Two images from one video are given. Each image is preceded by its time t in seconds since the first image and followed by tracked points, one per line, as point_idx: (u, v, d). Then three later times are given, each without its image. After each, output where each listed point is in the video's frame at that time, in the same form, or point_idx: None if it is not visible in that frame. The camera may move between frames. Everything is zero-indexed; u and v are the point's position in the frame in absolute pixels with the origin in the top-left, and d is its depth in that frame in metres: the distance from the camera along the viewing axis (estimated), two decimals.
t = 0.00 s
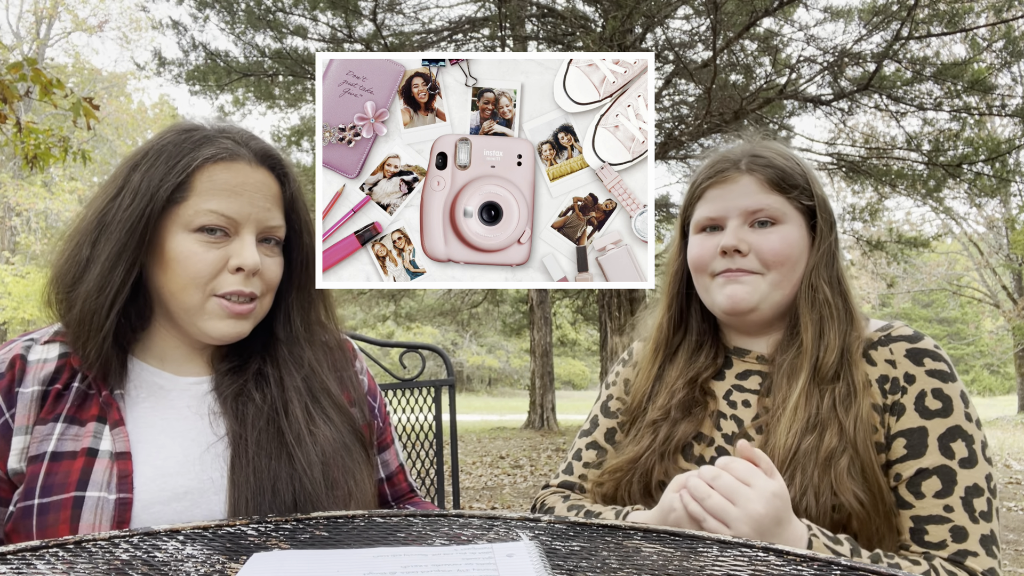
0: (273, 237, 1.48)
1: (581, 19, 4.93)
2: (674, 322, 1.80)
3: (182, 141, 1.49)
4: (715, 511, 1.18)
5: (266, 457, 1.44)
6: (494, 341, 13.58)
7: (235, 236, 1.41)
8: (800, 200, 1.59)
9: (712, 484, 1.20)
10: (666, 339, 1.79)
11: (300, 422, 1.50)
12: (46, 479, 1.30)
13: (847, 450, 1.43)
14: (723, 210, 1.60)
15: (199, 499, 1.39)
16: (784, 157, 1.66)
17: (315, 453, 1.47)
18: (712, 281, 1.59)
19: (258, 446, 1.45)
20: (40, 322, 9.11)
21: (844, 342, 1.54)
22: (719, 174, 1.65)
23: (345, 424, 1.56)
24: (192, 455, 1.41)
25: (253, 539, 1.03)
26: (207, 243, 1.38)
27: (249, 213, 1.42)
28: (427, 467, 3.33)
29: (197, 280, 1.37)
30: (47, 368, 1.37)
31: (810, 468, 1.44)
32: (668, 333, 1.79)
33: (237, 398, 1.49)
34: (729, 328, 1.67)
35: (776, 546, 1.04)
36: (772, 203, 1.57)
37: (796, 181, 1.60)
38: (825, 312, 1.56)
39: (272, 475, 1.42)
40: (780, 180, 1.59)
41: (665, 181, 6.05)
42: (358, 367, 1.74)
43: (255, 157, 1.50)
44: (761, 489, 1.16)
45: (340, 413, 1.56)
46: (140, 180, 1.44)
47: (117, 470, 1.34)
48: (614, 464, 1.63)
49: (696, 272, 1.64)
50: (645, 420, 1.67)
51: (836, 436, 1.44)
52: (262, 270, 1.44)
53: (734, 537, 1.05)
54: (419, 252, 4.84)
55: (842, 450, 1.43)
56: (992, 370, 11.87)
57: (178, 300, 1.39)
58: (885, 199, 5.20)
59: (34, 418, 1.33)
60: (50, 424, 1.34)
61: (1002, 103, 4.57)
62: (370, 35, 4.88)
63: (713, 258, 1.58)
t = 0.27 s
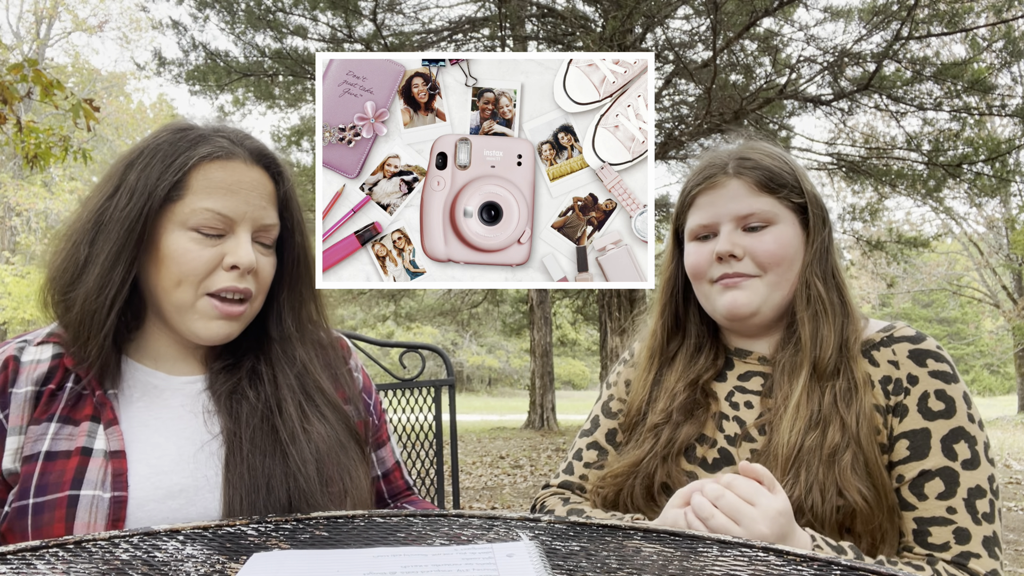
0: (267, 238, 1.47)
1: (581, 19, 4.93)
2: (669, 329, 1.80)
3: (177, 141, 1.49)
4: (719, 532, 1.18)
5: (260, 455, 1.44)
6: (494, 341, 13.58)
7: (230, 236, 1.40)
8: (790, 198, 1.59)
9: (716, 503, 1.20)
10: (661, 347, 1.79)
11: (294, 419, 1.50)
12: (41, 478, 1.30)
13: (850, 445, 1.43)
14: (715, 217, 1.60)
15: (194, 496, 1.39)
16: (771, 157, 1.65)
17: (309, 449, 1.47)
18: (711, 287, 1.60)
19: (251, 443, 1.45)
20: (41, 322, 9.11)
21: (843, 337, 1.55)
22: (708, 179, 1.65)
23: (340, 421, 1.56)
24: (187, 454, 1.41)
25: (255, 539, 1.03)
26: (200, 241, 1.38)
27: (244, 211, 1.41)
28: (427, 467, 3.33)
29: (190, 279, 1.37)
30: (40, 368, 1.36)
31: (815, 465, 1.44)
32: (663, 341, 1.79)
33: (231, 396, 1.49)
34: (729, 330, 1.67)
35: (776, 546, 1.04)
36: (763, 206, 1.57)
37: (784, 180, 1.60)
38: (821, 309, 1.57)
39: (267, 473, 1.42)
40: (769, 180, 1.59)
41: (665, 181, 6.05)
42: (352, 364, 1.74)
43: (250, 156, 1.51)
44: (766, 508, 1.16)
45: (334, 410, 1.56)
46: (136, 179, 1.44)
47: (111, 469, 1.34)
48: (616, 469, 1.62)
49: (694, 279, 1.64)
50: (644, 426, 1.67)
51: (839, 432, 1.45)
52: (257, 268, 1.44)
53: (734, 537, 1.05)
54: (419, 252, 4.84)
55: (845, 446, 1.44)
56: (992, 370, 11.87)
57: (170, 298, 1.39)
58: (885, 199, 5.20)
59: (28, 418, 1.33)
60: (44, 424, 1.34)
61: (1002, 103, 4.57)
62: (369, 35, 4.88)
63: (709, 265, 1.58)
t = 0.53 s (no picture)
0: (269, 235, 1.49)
1: (581, 19, 4.93)
2: (670, 327, 1.80)
3: (185, 139, 1.49)
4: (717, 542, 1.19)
5: (254, 451, 1.45)
6: (494, 341, 13.58)
7: (236, 231, 1.42)
8: (785, 198, 1.59)
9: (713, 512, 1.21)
10: (662, 345, 1.79)
11: (288, 417, 1.51)
12: (34, 480, 1.29)
13: (849, 450, 1.43)
14: (710, 216, 1.61)
15: (189, 496, 1.39)
16: (768, 156, 1.65)
17: (303, 447, 1.48)
18: (706, 287, 1.61)
19: (246, 440, 1.45)
20: (41, 322, 9.11)
21: (842, 339, 1.55)
22: (706, 177, 1.65)
23: (334, 418, 1.56)
24: (181, 454, 1.41)
25: (254, 539, 1.03)
26: (209, 235, 1.39)
27: (251, 209, 1.43)
28: (427, 467, 3.33)
29: (195, 274, 1.38)
30: (33, 370, 1.35)
31: (812, 469, 1.44)
32: (663, 339, 1.79)
33: (226, 393, 1.50)
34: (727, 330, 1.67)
35: (775, 546, 1.04)
36: (757, 206, 1.57)
37: (781, 180, 1.60)
38: (819, 311, 1.56)
39: (260, 470, 1.43)
40: (764, 179, 1.59)
41: (665, 181, 6.05)
42: (347, 362, 1.74)
43: (256, 155, 1.52)
44: (762, 518, 1.16)
45: (328, 407, 1.57)
46: (148, 175, 1.44)
47: (105, 469, 1.34)
48: (615, 468, 1.62)
49: (691, 277, 1.65)
50: (644, 424, 1.67)
51: (837, 436, 1.45)
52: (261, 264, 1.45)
53: (734, 537, 1.05)
54: (419, 251, 4.83)
55: (844, 450, 1.44)
56: (992, 369, 11.87)
57: (175, 294, 1.39)
58: (885, 199, 5.20)
59: (21, 420, 1.32)
60: (37, 426, 1.33)
61: (1002, 103, 4.57)
62: (369, 35, 4.88)
63: (703, 262, 1.60)
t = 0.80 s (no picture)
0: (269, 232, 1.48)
1: (581, 19, 4.94)
2: (677, 322, 1.80)
3: (183, 137, 1.50)
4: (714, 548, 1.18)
5: (255, 447, 1.45)
6: (494, 341, 13.57)
7: (236, 228, 1.41)
8: (773, 197, 1.58)
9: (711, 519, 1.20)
10: (668, 341, 1.78)
11: (289, 413, 1.51)
12: (33, 478, 1.29)
13: (847, 456, 1.43)
14: (698, 215, 1.62)
15: (189, 493, 1.38)
16: (762, 155, 1.65)
17: (304, 444, 1.48)
18: (694, 285, 1.62)
19: (246, 436, 1.45)
20: (41, 322, 9.11)
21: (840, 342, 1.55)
22: (699, 177, 1.66)
23: (335, 416, 1.57)
24: (180, 449, 1.41)
25: (254, 540, 1.03)
26: (208, 232, 1.39)
27: (250, 205, 1.43)
28: (427, 466, 3.33)
29: (194, 269, 1.37)
30: (33, 369, 1.35)
31: (808, 474, 1.44)
32: (670, 335, 1.79)
33: (226, 388, 1.50)
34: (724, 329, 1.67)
35: (776, 546, 1.04)
36: (744, 205, 1.57)
37: (768, 179, 1.59)
38: (807, 314, 1.56)
39: (260, 467, 1.43)
40: (752, 179, 1.59)
41: (665, 181, 6.05)
42: (347, 361, 1.75)
43: (255, 153, 1.52)
44: (761, 526, 1.16)
45: (329, 405, 1.57)
46: (145, 173, 1.44)
47: (104, 468, 1.33)
48: (616, 461, 1.63)
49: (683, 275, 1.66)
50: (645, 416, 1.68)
51: (835, 442, 1.45)
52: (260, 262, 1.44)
53: (734, 537, 1.05)
54: (419, 251, 4.83)
55: (841, 456, 1.44)
56: (992, 369, 11.86)
57: (173, 289, 1.39)
58: (886, 199, 5.20)
59: (20, 419, 1.32)
60: (36, 425, 1.33)
61: (1002, 103, 4.57)
62: (369, 35, 4.88)
63: (691, 262, 1.61)
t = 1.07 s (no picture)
0: (260, 204, 1.50)
1: (581, 19, 4.95)
2: (675, 322, 1.80)
3: (163, 131, 1.54)
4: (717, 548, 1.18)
5: (278, 454, 1.44)
6: (494, 341, 13.57)
7: (225, 199, 1.42)
8: (775, 197, 1.59)
9: (716, 517, 1.20)
10: (666, 340, 1.79)
11: (309, 418, 1.52)
12: (58, 476, 1.29)
13: (848, 455, 1.43)
14: (699, 214, 1.62)
15: (209, 498, 1.37)
16: (764, 156, 1.66)
17: (326, 449, 1.49)
18: (695, 284, 1.62)
19: (270, 443, 1.44)
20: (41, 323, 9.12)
21: (842, 342, 1.55)
22: (700, 176, 1.67)
23: (352, 420, 1.58)
24: (201, 451, 1.39)
25: (255, 539, 1.03)
26: (199, 208, 1.40)
27: (235, 175, 1.45)
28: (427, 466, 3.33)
29: (194, 246, 1.37)
30: (60, 364, 1.37)
31: (809, 472, 1.44)
32: (668, 333, 1.79)
33: (249, 396, 1.48)
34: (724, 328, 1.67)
35: (776, 545, 1.04)
36: (746, 204, 1.57)
37: (770, 179, 1.60)
38: (809, 312, 1.56)
39: (284, 473, 1.43)
40: (754, 179, 1.60)
41: (665, 181, 6.05)
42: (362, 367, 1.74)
43: (230, 130, 1.55)
44: (764, 527, 1.16)
45: (345, 408, 1.59)
46: (131, 167, 1.48)
47: (128, 468, 1.33)
48: (616, 460, 1.63)
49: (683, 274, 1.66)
50: (645, 414, 1.68)
51: (836, 440, 1.45)
52: (257, 233, 1.45)
53: (734, 537, 1.06)
54: (419, 252, 4.84)
55: (843, 454, 1.44)
56: (992, 369, 11.86)
57: (177, 273, 1.39)
58: (885, 199, 5.20)
59: (47, 415, 1.33)
60: (63, 421, 1.33)
61: (1002, 103, 4.56)
62: (369, 35, 4.89)
63: (693, 260, 1.61)
